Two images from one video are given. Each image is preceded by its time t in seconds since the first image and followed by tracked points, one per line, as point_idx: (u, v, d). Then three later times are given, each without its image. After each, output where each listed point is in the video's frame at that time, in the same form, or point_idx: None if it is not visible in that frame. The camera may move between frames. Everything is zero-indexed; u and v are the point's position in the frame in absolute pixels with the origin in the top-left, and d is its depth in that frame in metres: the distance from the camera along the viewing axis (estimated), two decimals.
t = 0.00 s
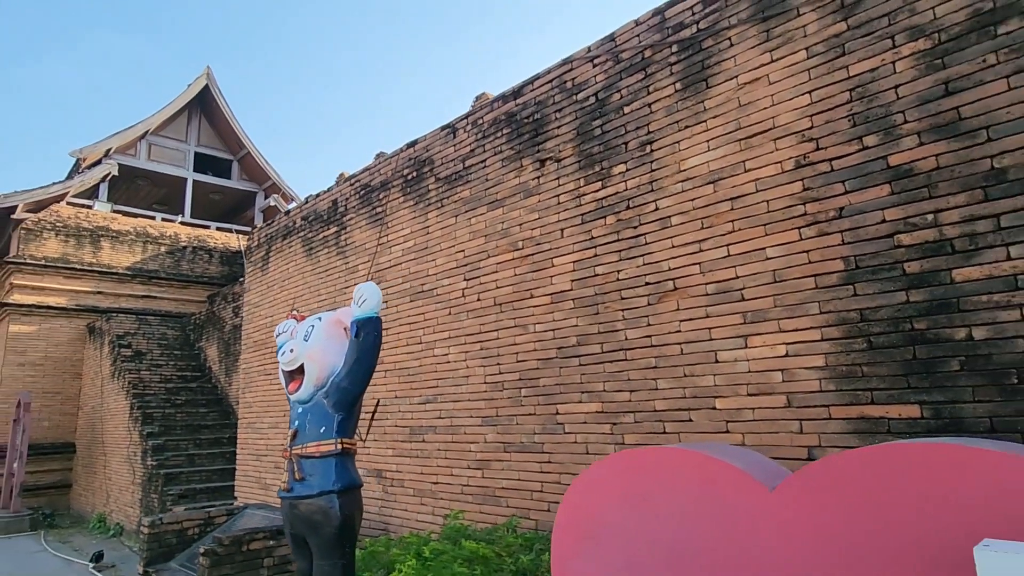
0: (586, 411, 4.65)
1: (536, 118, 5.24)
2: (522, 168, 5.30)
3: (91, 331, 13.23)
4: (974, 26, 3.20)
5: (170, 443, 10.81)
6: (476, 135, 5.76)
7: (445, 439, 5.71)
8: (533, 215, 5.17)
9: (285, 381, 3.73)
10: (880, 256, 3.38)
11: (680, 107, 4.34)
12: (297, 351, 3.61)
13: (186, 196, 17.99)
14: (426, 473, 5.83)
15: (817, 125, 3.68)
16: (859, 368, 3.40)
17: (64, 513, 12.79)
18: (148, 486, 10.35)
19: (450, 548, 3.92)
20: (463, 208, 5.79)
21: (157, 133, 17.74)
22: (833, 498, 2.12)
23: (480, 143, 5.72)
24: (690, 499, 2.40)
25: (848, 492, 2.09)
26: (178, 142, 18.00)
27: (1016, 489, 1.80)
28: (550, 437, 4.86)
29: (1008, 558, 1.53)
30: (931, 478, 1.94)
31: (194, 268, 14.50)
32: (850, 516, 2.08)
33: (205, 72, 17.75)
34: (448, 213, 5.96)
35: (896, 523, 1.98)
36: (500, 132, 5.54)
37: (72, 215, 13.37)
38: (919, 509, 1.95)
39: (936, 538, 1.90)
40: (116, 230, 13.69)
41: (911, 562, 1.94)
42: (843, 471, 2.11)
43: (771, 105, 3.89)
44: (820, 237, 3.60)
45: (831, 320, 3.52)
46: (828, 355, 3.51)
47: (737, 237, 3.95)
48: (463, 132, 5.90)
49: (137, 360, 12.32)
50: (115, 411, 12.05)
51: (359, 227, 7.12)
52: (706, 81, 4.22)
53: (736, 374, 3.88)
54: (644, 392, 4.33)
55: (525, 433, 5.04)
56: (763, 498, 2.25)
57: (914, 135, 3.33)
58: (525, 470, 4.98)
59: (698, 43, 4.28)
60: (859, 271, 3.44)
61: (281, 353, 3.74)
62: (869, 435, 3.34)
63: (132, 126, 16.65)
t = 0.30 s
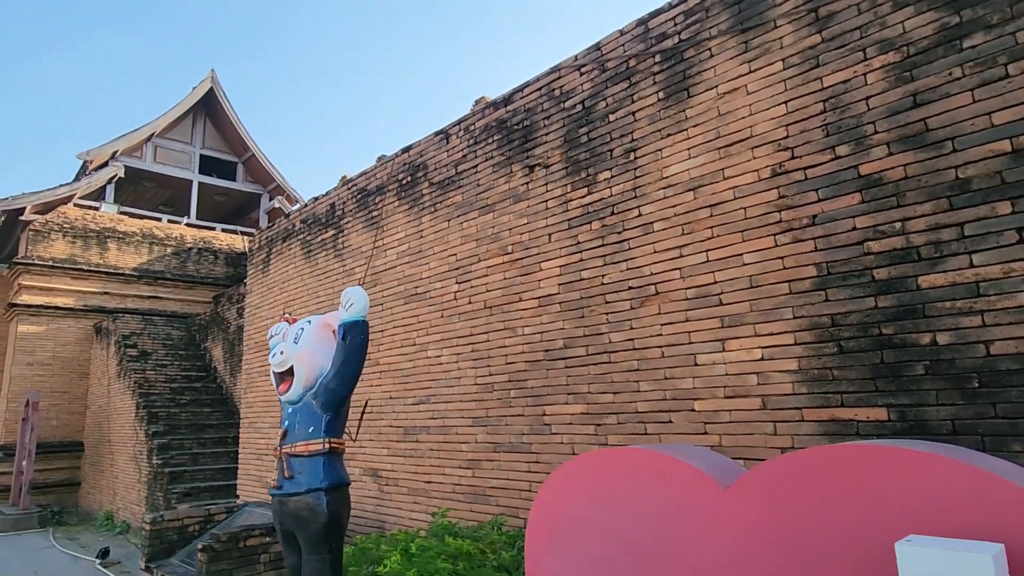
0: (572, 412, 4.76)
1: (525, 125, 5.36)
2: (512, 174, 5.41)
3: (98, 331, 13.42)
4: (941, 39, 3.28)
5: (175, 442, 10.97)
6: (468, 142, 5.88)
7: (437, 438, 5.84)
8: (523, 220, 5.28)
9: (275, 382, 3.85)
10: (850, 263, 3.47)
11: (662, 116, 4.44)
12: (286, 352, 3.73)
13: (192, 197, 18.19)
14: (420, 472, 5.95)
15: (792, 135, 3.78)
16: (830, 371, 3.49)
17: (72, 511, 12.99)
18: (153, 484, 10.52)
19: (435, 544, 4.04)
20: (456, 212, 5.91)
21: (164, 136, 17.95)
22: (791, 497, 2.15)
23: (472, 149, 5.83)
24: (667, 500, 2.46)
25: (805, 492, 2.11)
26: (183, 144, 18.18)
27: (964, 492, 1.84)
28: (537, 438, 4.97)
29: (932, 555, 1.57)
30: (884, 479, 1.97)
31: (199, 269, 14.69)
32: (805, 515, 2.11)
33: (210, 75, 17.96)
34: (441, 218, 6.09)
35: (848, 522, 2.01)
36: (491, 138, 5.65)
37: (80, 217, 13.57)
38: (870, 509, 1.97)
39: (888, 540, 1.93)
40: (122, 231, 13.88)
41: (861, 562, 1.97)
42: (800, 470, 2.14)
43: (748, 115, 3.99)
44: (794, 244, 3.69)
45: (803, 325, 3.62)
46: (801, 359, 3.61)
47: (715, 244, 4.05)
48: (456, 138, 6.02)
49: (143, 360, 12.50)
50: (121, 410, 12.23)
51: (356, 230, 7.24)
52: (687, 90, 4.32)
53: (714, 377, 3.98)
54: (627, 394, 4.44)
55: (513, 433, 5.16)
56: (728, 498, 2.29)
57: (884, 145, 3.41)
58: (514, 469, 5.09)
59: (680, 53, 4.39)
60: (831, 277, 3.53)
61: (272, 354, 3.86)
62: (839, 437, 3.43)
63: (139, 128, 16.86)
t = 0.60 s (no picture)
0: (558, 413, 4.90)
1: (515, 132, 5.49)
2: (502, 181, 5.55)
3: (104, 332, 13.64)
4: (905, 54, 3.38)
5: (179, 441, 11.16)
6: (460, 148, 6.02)
7: (430, 438, 5.99)
8: (512, 226, 5.42)
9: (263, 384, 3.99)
10: (818, 270, 3.59)
11: (644, 126, 4.56)
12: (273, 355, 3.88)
13: (197, 199, 18.41)
14: (413, 470, 6.10)
15: (765, 145, 3.89)
16: (800, 374, 3.62)
17: (79, 508, 13.22)
18: (157, 482, 10.72)
19: (421, 540, 4.19)
20: (449, 217, 6.05)
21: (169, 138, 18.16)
22: (745, 497, 2.26)
23: (464, 156, 5.97)
24: (637, 501, 2.60)
25: (758, 492, 2.23)
26: (188, 147, 18.39)
27: (895, 494, 1.96)
28: (525, 438, 5.11)
29: (843, 546, 1.85)
30: (823, 482, 2.09)
31: (204, 270, 14.89)
32: (756, 515, 2.24)
33: (214, 78, 18.15)
34: (434, 223, 6.23)
35: (791, 523, 2.13)
36: (482, 146, 5.79)
37: (86, 219, 13.79)
38: (810, 510, 2.10)
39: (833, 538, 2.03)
40: (128, 233, 14.09)
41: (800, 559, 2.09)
42: (754, 473, 2.26)
43: (725, 125, 4.10)
44: (766, 251, 3.82)
45: (775, 330, 3.74)
46: (772, 362, 3.74)
47: (693, 251, 4.18)
48: (449, 145, 6.16)
49: (148, 361, 12.70)
50: (127, 410, 12.44)
51: (353, 235, 7.39)
52: (667, 100, 4.44)
53: (691, 379, 4.11)
54: (609, 396, 4.57)
55: (502, 433, 5.30)
56: (688, 498, 2.42)
57: (851, 156, 3.52)
58: (503, 468, 5.24)
59: (661, 64, 4.50)
60: (801, 284, 3.65)
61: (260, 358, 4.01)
62: (807, 438, 3.56)
63: (144, 131, 17.07)
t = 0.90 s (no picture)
0: (534, 414, 5.08)
1: (497, 142, 5.68)
2: (485, 189, 5.74)
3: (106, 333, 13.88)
4: (854, 73, 3.55)
5: (179, 440, 11.36)
6: (446, 157, 6.21)
7: (415, 437, 6.17)
8: (493, 233, 5.61)
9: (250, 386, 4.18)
10: (774, 278, 3.76)
11: (616, 138, 4.74)
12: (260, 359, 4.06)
13: (199, 201, 18.65)
14: (399, 469, 6.29)
15: (727, 158, 4.07)
16: (756, 378, 3.79)
17: (81, 506, 13.45)
18: (157, 481, 10.93)
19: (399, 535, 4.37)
20: (435, 224, 6.24)
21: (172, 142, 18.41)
22: (674, 495, 2.30)
23: (449, 164, 6.16)
24: (582, 499, 2.67)
25: (686, 491, 2.27)
26: (192, 150, 18.65)
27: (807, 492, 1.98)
28: (504, 438, 5.29)
29: (766, 543, 1.81)
30: (743, 480, 2.12)
31: (206, 272, 15.13)
32: (683, 513, 2.28)
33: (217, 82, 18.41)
34: (421, 229, 6.42)
35: (714, 520, 2.17)
36: (467, 154, 5.98)
37: (90, 221, 14.04)
38: (730, 507, 2.13)
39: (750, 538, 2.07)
40: (131, 235, 14.32)
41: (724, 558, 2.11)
42: (682, 471, 2.29)
43: (690, 139, 4.28)
44: (727, 260, 3.99)
45: (734, 335, 3.91)
46: (732, 366, 3.91)
47: (660, 259, 4.35)
48: (436, 153, 6.35)
49: (149, 361, 12.92)
50: (128, 409, 12.67)
51: (345, 240, 7.59)
52: (638, 113, 4.62)
53: (657, 382, 4.29)
54: (582, 398, 4.75)
55: (482, 433, 5.48)
56: (628, 498, 2.47)
57: (804, 170, 3.69)
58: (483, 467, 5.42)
59: (633, 79, 4.68)
60: (758, 291, 3.83)
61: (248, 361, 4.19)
62: (762, 439, 3.73)
63: (148, 135, 17.33)
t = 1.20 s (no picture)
0: (517, 416, 5.22)
1: (483, 150, 5.83)
2: (471, 196, 5.89)
3: (107, 333, 14.07)
4: (816, 91, 3.69)
5: (178, 438, 11.52)
6: (435, 164, 6.37)
7: (403, 438, 6.33)
8: (479, 239, 5.76)
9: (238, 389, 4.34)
10: (741, 287, 3.91)
11: (595, 149, 4.89)
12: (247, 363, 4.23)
13: (200, 202, 18.84)
14: (388, 469, 6.44)
15: (698, 170, 4.21)
16: (723, 383, 3.93)
17: (81, 504, 13.64)
18: (155, 479, 11.11)
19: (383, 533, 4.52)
20: (424, 229, 6.39)
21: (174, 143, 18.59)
22: (625, 496, 2.45)
23: (438, 171, 6.32)
24: (543, 500, 2.82)
25: (634, 492, 2.41)
26: (193, 152, 18.83)
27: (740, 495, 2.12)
28: (488, 439, 5.44)
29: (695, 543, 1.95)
30: (685, 483, 2.26)
31: (207, 272, 15.32)
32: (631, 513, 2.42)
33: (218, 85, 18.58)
34: (411, 234, 6.57)
35: (658, 520, 2.32)
36: (455, 162, 6.13)
37: (91, 223, 14.22)
38: (672, 508, 2.28)
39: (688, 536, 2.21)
40: (132, 236, 14.48)
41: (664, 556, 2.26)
42: (632, 474, 2.44)
43: (664, 151, 4.42)
44: (697, 268, 4.13)
45: (704, 341, 4.06)
46: (701, 371, 4.05)
47: (635, 266, 4.50)
48: (425, 160, 6.50)
49: (149, 360, 13.09)
50: (128, 408, 12.85)
51: (338, 244, 7.75)
52: (616, 125, 4.77)
53: (632, 386, 4.44)
54: (561, 400, 4.90)
55: (468, 434, 5.63)
56: (583, 498, 2.63)
57: (770, 183, 3.84)
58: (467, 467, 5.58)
59: (611, 92, 4.83)
60: (726, 299, 3.97)
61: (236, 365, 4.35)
62: (729, 441, 3.87)
63: (149, 137, 17.51)
